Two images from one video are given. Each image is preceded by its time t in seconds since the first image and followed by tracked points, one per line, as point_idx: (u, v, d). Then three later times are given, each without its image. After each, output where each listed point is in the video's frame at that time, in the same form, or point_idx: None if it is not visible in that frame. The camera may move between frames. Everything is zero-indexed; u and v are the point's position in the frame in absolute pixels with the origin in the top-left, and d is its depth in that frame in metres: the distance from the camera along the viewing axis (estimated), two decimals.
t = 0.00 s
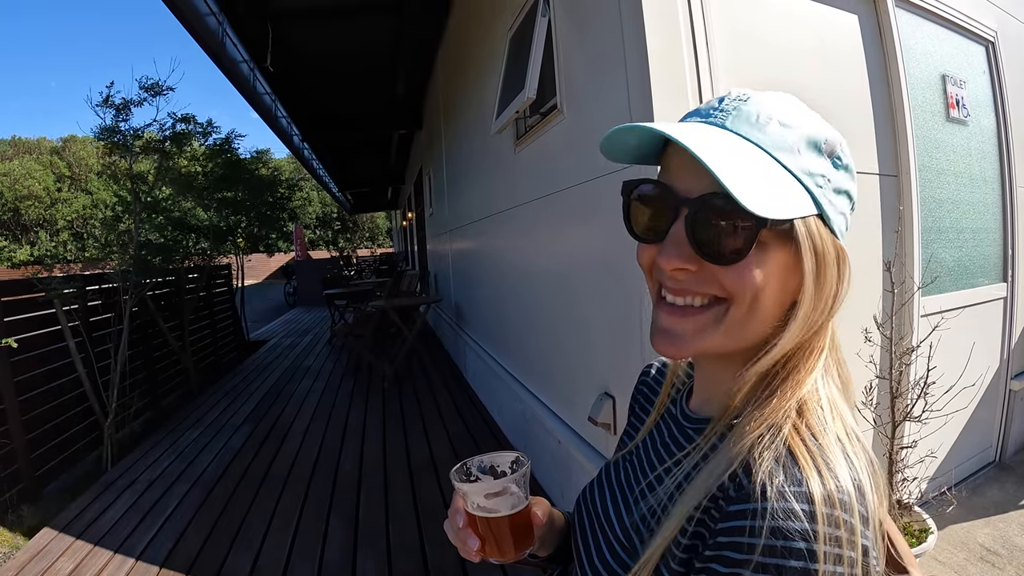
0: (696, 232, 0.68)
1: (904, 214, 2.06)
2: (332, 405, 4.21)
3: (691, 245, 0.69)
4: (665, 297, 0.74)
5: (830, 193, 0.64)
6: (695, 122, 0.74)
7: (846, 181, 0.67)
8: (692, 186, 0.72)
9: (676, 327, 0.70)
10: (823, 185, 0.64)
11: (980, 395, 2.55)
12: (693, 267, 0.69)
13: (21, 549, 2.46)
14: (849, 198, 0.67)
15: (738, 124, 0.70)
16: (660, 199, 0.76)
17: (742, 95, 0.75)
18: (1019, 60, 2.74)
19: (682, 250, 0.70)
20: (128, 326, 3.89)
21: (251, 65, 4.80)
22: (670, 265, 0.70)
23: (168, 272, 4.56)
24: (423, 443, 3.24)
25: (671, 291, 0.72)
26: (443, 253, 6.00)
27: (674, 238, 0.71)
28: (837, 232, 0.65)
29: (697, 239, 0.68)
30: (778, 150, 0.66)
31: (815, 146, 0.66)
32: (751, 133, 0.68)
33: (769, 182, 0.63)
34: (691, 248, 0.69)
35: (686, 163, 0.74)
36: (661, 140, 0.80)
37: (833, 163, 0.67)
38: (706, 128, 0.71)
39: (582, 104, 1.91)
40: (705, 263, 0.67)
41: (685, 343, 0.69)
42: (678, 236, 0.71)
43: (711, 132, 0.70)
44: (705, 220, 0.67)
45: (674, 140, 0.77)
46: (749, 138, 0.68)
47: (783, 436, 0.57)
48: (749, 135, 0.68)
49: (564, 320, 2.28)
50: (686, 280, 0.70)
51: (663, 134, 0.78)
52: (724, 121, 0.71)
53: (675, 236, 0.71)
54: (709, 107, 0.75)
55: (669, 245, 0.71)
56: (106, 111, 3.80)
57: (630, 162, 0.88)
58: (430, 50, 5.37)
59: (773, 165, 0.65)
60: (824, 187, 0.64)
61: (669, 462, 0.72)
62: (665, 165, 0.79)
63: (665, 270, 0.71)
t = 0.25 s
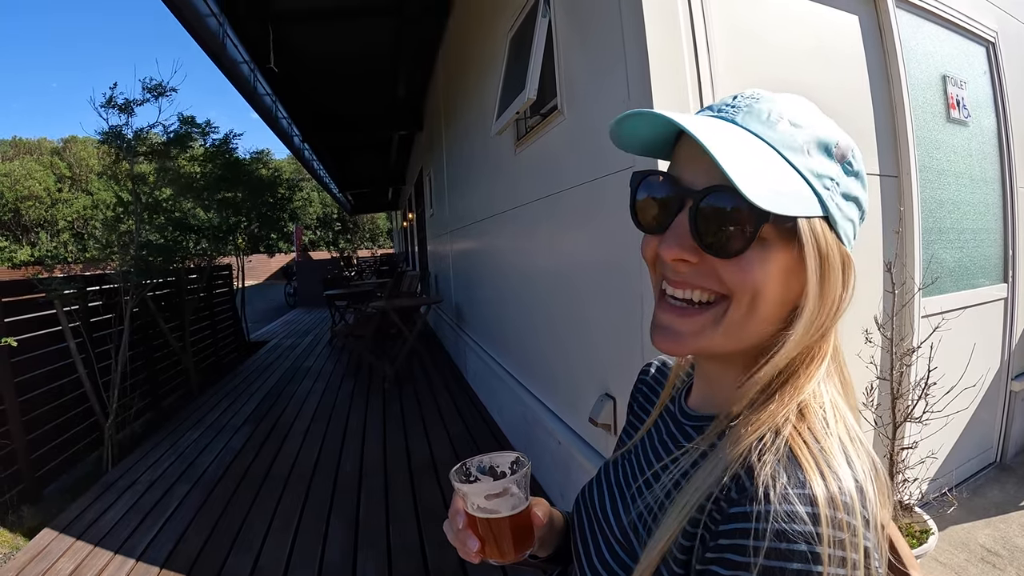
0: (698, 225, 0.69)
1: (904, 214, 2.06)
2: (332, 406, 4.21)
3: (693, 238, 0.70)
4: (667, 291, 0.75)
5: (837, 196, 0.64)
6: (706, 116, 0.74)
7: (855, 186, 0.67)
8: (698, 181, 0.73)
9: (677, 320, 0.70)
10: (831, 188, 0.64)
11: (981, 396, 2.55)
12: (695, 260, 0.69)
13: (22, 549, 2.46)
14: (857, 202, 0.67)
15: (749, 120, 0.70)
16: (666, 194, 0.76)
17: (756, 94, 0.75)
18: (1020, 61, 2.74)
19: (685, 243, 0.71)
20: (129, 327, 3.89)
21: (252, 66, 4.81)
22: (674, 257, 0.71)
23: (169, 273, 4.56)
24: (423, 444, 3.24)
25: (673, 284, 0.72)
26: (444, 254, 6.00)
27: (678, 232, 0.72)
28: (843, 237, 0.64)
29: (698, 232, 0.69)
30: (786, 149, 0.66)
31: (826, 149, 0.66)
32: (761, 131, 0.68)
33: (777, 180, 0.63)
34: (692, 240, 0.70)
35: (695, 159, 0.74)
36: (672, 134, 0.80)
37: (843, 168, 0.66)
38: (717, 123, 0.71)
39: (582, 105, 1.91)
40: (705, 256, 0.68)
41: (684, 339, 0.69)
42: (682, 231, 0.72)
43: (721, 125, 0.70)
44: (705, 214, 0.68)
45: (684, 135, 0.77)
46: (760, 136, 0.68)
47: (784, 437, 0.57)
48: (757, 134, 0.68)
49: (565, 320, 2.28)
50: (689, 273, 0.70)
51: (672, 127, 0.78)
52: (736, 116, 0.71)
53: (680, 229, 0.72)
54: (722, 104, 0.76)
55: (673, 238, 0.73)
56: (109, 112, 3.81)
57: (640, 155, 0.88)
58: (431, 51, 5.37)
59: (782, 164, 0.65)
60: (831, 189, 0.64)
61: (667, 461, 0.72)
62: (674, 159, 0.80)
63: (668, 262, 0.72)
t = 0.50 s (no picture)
0: (703, 225, 0.69)
1: (906, 215, 2.06)
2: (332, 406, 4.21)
3: (699, 239, 0.69)
4: (671, 292, 0.74)
5: (842, 197, 0.64)
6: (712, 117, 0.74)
7: (859, 188, 0.66)
8: (704, 182, 0.73)
9: (682, 320, 0.70)
10: (836, 189, 0.64)
11: (982, 396, 2.54)
12: (701, 261, 0.69)
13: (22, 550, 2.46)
14: (861, 204, 0.67)
15: (755, 120, 0.70)
16: (671, 195, 0.76)
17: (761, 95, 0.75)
18: (1021, 61, 2.74)
19: (691, 244, 0.71)
20: (129, 328, 3.89)
21: (253, 67, 4.81)
22: (680, 257, 0.71)
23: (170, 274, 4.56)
24: (423, 444, 3.24)
25: (677, 284, 0.72)
26: (444, 255, 6.00)
27: (684, 233, 0.72)
28: (848, 239, 0.64)
29: (703, 232, 0.68)
30: (791, 149, 0.66)
31: (831, 150, 0.66)
32: (767, 130, 0.68)
33: (783, 180, 0.63)
34: (698, 241, 0.70)
35: (701, 159, 0.74)
36: (677, 134, 0.80)
37: (847, 169, 0.66)
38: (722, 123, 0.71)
39: (583, 106, 1.90)
40: (711, 257, 0.68)
41: (689, 338, 0.69)
42: (688, 232, 0.72)
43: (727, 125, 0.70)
44: (711, 214, 0.68)
45: (690, 135, 0.77)
46: (765, 136, 0.68)
47: (788, 438, 0.57)
48: (763, 134, 0.68)
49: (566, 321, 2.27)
50: (694, 274, 0.70)
51: (677, 127, 0.78)
52: (742, 116, 0.71)
53: (686, 230, 0.72)
54: (727, 104, 0.76)
55: (679, 239, 0.72)
56: (112, 113, 3.81)
57: (643, 155, 0.88)
58: (431, 51, 5.37)
59: (788, 164, 0.65)
60: (837, 190, 0.64)
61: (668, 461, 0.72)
62: (679, 160, 0.79)
63: (674, 263, 0.72)
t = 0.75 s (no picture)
0: (705, 226, 0.68)
1: (907, 216, 2.06)
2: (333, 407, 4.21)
3: (701, 240, 0.69)
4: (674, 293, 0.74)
5: (844, 197, 0.64)
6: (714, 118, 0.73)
7: (861, 188, 0.66)
8: (705, 183, 0.72)
9: (684, 322, 0.70)
10: (838, 189, 0.64)
11: (983, 397, 2.54)
12: (703, 262, 0.69)
13: (23, 550, 2.46)
14: (863, 203, 0.66)
15: (756, 121, 0.69)
16: (673, 196, 0.76)
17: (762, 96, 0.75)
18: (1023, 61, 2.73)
19: (693, 246, 0.70)
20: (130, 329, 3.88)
21: (253, 67, 4.81)
22: (682, 259, 0.71)
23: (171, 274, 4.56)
24: (424, 445, 3.24)
25: (679, 286, 0.72)
26: (445, 255, 6.00)
27: (687, 234, 0.72)
28: (849, 238, 0.64)
29: (705, 233, 0.68)
30: (792, 150, 0.66)
31: (833, 150, 0.66)
32: (768, 131, 0.68)
33: (782, 180, 0.63)
34: (700, 243, 0.69)
35: (701, 160, 0.74)
36: (678, 136, 0.80)
37: (849, 169, 0.66)
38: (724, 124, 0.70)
39: (585, 106, 1.90)
40: (713, 259, 0.68)
41: (691, 339, 0.69)
42: (690, 233, 0.71)
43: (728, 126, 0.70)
44: (713, 215, 0.68)
45: (691, 137, 0.77)
46: (766, 137, 0.68)
47: (792, 438, 0.56)
48: (764, 134, 0.68)
49: (567, 321, 2.27)
50: (696, 275, 0.70)
51: (679, 129, 0.77)
52: (743, 118, 0.71)
53: (689, 232, 0.72)
54: (728, 105, 0.75)
55: (681, 240, 0.72)
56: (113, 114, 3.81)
57: (644, 157, 0.88)
58: (432, 52, 5.37)
59: (788, 164, 0.65)
60: (838, 190, 0.64)
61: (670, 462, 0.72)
62: (681, 161, 0.79)
63: (676, 265, 0.71)
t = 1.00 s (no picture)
0: (709, 225, 0.68)
1: (909, 215, 2.05)
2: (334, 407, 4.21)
3: (705, 241, 0.69)
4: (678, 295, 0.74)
5: (847, 196, 0.64)
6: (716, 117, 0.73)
7: (864, 185, 0.66)
8: (709, 184, 0.72)
9: (688, 323, 0.69)
10: (841, 188, 0.64)
11: (985, 397, 2.53)
12: (707, 264, 0.69)
13: (23, 550, 2.46)
14: (866, 201, 0.66)
15: (759, 120, 0.69)
16: (675, 197, 0.76)
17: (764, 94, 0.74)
18: None
19: (698, 246, 0.70)
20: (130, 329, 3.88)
21: (254, 67, 4.81)
22: (685, 260, 0.71)
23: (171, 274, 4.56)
24: (425, 445, 3.24)
25: (684, 288, 0.71)
26: (446, 255, 6.00)
27: (691, 235, 0.71)
28: (853, 236, 0.63)
29: (709, 233, 0.68)
30: (795, 148, 0.66)
31: (835, 149, 0.66)
32: (771, 129, 0.68)
33: (786, 179, 0.62)
34: (705, 243, 0.69)
35: (704, 160, 0.73)
36: (681, 136, 0.79)
37: (852, 167, 0.66)
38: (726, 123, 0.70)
39: (586, 106, 1.90)
40: (718, 260, 0.67)
41: (696, 340, 0.68)
42: (694, 234, 0.71)
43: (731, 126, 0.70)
44: (717, 214, 0.67)
45: (694, 137, 0.77)
46: (768, 136, 0.67)
47: (797, 437, 0.56)
48: (767, 133, 0.68)
49: (568, 321, 2.27)
50: (700, 277, 0.69)
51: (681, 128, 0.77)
52: (745, 117, 0.70)
53: (693, 233, 0.71)
54: (730, 104, 0.75)
55: (685, 241, 0.72)
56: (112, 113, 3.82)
57: (646, 157, 0.88)
58: (433, 52, 5.37)
59: (792, 163, 0.65)
60: (841, 189, 0.63)
61: (675, 462, 0.71)
62: (683, 162, 0.79)
63: (680, 266, 0.71)
